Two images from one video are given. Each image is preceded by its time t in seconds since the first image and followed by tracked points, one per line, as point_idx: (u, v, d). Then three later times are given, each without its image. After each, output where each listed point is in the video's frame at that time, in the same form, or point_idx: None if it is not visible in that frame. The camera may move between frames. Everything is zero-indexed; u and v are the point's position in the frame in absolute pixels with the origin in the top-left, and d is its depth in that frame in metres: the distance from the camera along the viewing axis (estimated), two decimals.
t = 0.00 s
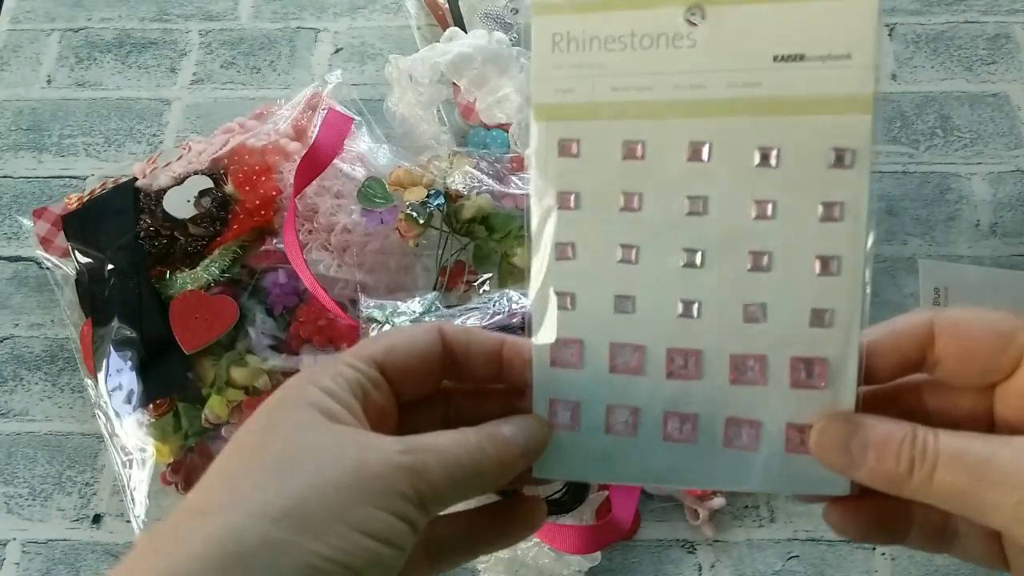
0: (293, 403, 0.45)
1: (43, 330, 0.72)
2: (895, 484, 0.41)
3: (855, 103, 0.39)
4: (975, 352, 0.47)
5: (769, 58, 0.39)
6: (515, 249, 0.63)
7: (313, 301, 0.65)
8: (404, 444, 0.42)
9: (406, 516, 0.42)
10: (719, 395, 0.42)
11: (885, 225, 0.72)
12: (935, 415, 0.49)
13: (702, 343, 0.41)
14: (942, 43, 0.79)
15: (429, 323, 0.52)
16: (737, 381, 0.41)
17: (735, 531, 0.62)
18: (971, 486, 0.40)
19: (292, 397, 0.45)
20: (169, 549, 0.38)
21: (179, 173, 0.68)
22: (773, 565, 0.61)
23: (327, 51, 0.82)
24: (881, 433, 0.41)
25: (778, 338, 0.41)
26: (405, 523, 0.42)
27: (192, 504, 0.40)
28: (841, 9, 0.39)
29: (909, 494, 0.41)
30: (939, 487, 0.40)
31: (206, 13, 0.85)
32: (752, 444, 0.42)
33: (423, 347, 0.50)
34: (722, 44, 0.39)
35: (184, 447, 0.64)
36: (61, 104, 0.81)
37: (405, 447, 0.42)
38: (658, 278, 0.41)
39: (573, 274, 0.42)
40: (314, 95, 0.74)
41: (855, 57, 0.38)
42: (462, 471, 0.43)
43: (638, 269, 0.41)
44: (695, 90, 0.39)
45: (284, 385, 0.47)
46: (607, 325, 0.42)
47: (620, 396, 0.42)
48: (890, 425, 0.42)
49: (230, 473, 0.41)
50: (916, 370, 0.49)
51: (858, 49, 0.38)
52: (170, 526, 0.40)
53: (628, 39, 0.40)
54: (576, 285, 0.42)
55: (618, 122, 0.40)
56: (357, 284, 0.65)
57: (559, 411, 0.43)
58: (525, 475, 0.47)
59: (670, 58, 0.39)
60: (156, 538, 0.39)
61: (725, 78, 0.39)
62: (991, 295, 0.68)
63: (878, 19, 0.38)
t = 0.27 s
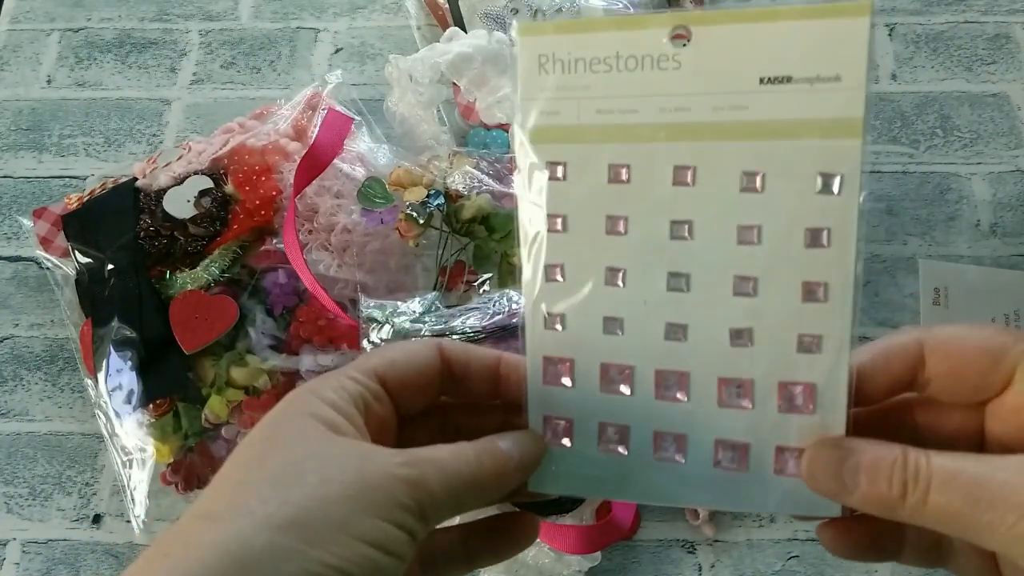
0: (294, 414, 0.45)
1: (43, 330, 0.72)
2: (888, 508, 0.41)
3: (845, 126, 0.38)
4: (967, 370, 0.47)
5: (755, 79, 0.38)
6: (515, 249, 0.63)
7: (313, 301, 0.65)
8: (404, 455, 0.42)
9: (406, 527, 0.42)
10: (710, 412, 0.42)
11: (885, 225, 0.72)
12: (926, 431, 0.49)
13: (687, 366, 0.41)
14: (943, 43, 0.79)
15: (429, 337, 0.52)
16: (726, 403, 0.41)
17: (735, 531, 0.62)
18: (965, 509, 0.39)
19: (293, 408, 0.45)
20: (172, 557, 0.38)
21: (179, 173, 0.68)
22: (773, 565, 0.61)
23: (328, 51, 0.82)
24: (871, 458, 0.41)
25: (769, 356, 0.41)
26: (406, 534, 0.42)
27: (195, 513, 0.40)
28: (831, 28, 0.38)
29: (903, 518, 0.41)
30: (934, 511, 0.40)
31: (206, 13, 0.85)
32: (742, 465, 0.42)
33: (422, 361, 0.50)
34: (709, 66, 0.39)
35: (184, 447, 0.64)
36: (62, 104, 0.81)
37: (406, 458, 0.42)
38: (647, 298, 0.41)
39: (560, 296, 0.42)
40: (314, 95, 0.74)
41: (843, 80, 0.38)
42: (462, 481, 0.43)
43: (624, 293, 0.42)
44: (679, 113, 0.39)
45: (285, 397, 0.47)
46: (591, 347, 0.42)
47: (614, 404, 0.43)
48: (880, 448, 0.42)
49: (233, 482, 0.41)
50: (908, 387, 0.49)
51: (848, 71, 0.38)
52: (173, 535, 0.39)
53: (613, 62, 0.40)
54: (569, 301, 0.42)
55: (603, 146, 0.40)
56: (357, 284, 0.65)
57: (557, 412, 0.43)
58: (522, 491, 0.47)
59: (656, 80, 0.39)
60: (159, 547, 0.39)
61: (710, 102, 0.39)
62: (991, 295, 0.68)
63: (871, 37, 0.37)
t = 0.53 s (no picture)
0: (295, 411, 0.45)
1: (43, 330, 0.72)
2: (886, 508, 0.41)
3: (859, 134, 0.38)
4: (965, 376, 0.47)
5: (772, 86, 0.38)
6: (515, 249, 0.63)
7: (313, 301, 0.65)
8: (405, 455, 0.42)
9: (406, 528, 0.42)
10: (713, 415, 0.42)
11: (885, 225, 0.72)
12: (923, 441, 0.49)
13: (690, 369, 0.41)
14: (943, 43, 0.79)
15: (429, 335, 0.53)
16: (729, 406, 0.42)
17: (736, 531, 0.62)
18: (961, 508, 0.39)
19: (294, 407, 0.45)
20: (175, 557, 0.38)
21: (179, 173, 0.68)
22: (773, 565, 0.61)
23: (328, 51, 0.82)
24: (870, 458, 0.41)
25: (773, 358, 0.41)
26: (406, 535, 0.42)
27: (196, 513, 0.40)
28: (848, 38, 0.38)
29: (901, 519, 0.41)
30: (930, 511, 0.40)
31: (207, 13, 0.85)
32: (741, 467, 0.42)
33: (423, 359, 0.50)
34: (727, 73, 0.38)
35: (184, 448, 0.64)
36: (62, 104, 0.81)
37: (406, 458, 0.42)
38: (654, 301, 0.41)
39: (568, 298, 0.42)
40: (314, 95, 0.74)
41: (858, 89, 0.38)
42: (462, 482, 0.43)
43: (633, 295, 0.41)
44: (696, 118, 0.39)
45: (286, 394, 0.47)
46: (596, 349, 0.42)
47: (613, 405, 0.43)
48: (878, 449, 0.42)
49: (234, 480, 0.41)
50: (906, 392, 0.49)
51: (863, 80, 0.38)
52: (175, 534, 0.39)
53: (630, 64, 0.39)
54: (572, 302, 0.42)
55: (616, 148, 0.40)
56: (357, 284, 0.65)
57: (557, 412, 0.43)
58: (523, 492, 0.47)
59: (672, 84, 0.39)
60: (160, 546, 0.39)
61: (726, 107, 0.39)
62: (991, 295, 0.68)
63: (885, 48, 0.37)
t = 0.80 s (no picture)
0: (299, 408, 0.45)
1: (43, 330, 0.72)
2: (885, 500, 0.41)
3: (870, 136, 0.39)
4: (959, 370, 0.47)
5: (790, 86, 0.39)
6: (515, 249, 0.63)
7: (313, 301, 0.65)
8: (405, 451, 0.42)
9: (409, 527, 0.42)
10: (724, 407, 0.42)
11: (885, 225, 0.72)
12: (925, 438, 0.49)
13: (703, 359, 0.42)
14: (943, 43, 0.79)
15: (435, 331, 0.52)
16: (741, 398, 0.42)
17: (736, 531, 0.62)
18: (958, 501, 0.40)
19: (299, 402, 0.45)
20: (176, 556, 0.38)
21: (179, 173, 0.68)
22: (774, 565, 0.61)
23: (327, 51, 0.82)
24: (871, 451, 0.41)
25: (785, 351, 0.41)
26: (408, 533, 0.42)
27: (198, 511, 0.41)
28: (861, 44, 0.39)
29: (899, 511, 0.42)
30: (928, 504, 0.41)
31: (207, 13, 0.85)
32: (750, 460, 0.42)
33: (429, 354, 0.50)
34: (746, 73, 0.39)
35: (184, 448, 0.64)
36: (62, 104, 0.81)
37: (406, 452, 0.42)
38: (665, 290, 0.41)
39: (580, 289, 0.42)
40: (314, 95, 0.74)
41: (869, 93, 0.39)
42: (467, 481, 0.43)
43: (650, 285, 0.41)
44: (716, 113, 0.39)
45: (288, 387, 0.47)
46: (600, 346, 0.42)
47: (617, 397, 0.42)
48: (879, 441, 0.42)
49: (234, 478, 0.41)
50: (904, 387, 0.49)
51: (874, 85, 0.39)
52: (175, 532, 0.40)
53: (658, 59, 0.39)
54: (584, 290, 0.42)
55: (637, 140, 0.40)
56: (357, 284, 0.65)
57: (567, 407, 0.43)
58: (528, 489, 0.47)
59: (693, 80, 0.39)
60: (163, 543, 0.39)
61: (748, 104, 0.39)
62: (990, 295, 0.68)
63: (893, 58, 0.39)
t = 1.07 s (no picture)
0: (296, 401, 0.45)
1: (43, 330, 0.72)
2: (882, 491, 0.41)
3: (863, 128, 0.39)
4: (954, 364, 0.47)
5: (784, 80, 0.39)
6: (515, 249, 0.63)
7: (313, 301, 0.65)
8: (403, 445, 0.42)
9: (405, 521, 0.42)
10: (720, 402, 0.42)
11: (885, 225, 0.72)
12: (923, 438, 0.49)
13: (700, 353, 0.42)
14: (943, 43, 0.79)
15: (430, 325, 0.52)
16: (737, 392, 0.42)
17: (736, 531, 0.62)
18: (954, 492, 0.40)
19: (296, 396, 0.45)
20: (171, 549, 0.38)
21: (179, 173, 0.68)
22: (773, 565, 0.61)
23: (328, 51, 0.82)
24: (868, 443, 0.41)
25: (783, 345, 0.41)
26: (404, 527, 0.42)
27: (193, 504, 0.40)
28: (855, 39, 0.39)
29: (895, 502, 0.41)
30: (923, 495, 0.40)
31: (207, 13, 0.85)
32: (747, 454, 0.42)
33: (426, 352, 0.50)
34: (739, 67, 0.39)
35: (184, 448, 0.64)
36: (62, 104, 0.81)
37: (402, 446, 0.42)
38: (666, 288, 0.41)
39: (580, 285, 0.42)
40: (314, 95, 0.74)
41: (862, 87, 0.39)
42: (464, 475, 0.42)
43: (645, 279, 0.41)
44: (711, 107, 0.39)
45: (286, 381, 0.47)
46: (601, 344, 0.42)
47: (616, 395, 0.42)
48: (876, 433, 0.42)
49: (231, 470, 0.41)
50: (899, 381, 0.49)
51: (866, 79, 0.39)
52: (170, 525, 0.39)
53: (652, 53, 0.39)
54: (583, 285, 0.42)
55: (632, 135, 0.40)
56: (357, 284, 0.65)
57: (563, 401, 0.42)
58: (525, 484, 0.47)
59: (688, 74, 0.39)
60: (158, 536, 0.39)
61: (742, 99, 0.39)
62: (991, 295, 0.68)
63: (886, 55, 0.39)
